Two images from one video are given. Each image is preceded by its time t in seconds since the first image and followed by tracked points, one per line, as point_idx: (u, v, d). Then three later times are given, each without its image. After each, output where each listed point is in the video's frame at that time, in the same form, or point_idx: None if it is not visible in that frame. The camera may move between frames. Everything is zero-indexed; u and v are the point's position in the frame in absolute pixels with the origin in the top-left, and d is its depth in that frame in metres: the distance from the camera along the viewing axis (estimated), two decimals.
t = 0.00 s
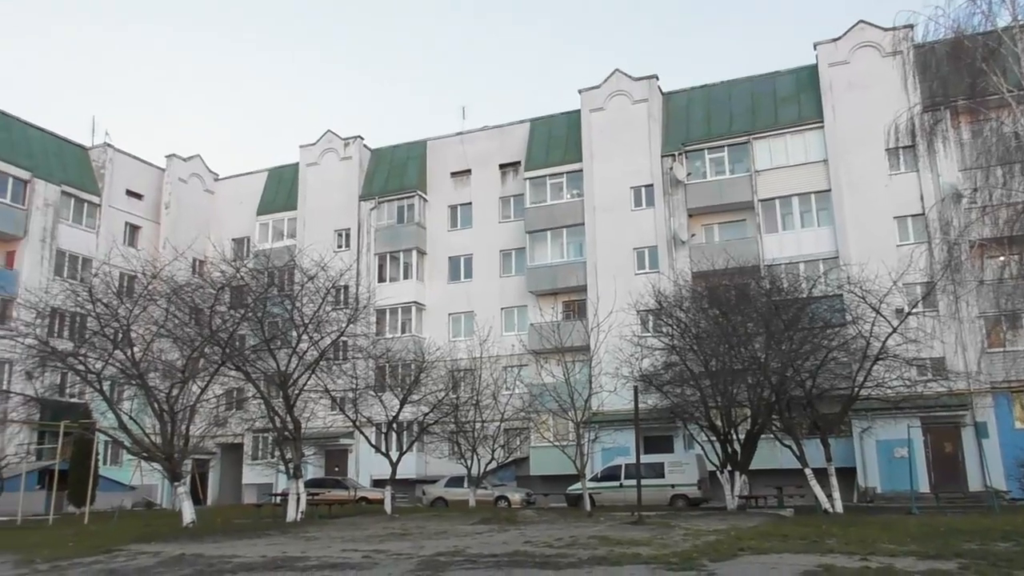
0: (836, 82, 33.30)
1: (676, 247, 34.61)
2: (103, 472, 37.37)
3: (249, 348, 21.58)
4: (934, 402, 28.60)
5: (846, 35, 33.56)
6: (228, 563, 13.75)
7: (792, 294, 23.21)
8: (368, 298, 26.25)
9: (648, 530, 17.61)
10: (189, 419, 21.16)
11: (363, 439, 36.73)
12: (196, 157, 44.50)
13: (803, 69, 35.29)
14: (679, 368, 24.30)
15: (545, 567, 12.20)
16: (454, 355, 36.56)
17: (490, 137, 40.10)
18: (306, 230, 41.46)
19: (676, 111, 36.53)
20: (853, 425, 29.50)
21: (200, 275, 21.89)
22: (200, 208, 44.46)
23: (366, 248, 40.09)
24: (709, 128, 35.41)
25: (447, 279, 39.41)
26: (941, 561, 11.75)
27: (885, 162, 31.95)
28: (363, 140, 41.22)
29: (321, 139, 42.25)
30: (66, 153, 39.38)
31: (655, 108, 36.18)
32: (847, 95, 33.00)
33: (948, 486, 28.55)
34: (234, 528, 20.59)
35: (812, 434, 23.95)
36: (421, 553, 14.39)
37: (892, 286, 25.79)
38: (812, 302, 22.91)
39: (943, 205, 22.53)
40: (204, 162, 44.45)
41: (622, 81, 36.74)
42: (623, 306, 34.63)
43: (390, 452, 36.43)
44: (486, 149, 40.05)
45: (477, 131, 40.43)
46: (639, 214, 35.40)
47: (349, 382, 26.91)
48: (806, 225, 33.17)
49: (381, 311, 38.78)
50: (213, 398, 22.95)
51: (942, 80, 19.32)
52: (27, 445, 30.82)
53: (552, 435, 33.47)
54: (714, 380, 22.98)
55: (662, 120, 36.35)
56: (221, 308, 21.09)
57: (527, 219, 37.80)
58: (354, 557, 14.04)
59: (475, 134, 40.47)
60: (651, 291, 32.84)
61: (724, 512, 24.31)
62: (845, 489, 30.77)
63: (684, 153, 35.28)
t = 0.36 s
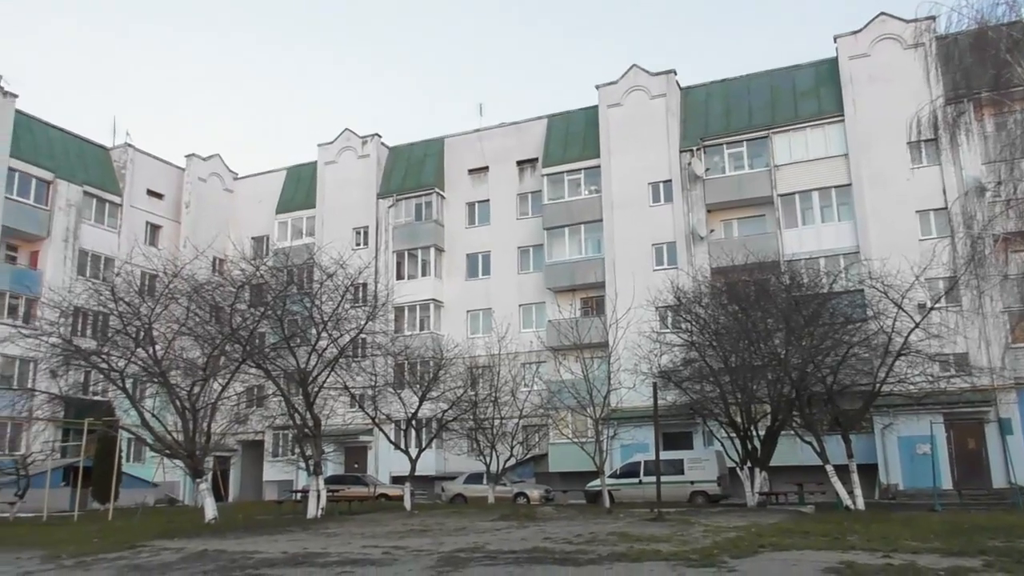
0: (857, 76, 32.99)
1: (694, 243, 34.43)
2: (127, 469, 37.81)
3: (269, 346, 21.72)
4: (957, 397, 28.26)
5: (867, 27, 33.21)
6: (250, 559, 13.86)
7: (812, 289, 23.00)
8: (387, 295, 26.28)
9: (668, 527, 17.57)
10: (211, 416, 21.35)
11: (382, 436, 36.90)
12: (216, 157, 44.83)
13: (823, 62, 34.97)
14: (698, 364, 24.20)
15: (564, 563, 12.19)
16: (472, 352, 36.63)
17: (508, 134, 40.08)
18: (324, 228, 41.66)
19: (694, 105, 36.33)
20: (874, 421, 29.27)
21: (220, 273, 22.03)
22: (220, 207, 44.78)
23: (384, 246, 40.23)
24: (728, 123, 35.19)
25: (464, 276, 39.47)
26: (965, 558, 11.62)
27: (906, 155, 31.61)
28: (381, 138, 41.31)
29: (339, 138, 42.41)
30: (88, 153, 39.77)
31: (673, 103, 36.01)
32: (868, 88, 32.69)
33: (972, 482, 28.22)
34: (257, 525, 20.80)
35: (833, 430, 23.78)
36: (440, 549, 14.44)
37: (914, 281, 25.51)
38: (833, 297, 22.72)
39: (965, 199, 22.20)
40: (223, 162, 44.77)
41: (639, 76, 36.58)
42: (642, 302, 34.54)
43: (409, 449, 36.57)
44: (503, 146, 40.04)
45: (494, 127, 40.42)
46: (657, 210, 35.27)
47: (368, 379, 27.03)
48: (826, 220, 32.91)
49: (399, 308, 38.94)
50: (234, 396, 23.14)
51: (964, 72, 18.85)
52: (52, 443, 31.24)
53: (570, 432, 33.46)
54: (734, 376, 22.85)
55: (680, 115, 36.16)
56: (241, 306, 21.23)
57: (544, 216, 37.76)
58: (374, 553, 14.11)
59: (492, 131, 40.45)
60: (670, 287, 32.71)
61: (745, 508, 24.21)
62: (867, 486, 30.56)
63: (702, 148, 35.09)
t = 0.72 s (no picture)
0: (878, 67, 32.63)
1: (714, 236, 34.25)
2: (149, 464, 38.21)
3: (289, 341, 21.83)
4: (981, 391, 27.94)
5: (888, 18, 32.83)
6: (272, 553, 13.98)
7: (833, 282, 22.78)
8: (406, 290, 26.32)
9: (688, 522, 17.51)
10: (232, 411, 21.51)
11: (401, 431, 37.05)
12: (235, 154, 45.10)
13: (843, 53, 34.61)
14: (718, 358, 24.07)
15: (584, 558, 12.18)
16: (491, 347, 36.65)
17: (526, 128, 40.00)
18: (343, 223, 41.80)
19: (712, 98, 36.09)
20: (897, 415, 29.09)
21: (240, 269, 22.15)
22: (240, 204, 45.06)
23: (403, 242, 40.32)
24: (747, 115, 34.95)
25: (483, 271, 39.50)
26: (989, 554, 11.50)
27: (929, 147, 31.25)
28: (398, 133, 41.38)
29: (357, 133, 42.53)
30: (109, 151, 40.11)
31: (692, 96, 35.79)
32: (889, 79, 32.31)
33: (997, 477, 27.93)
34: (279, 519, 20.97)
35: (855, 424, 23.60)
36: (460, 543, 14.48)
37: (937, 274, 25.22)
38: (854, 291, 22.51)
39: (990, 190, 21.85)
40: (243, 159, 45.04)
41: (657, 69, 36.37)
42: (661, 297, 34.42)
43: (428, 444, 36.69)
44: (521, 141, 39.97)
45: (512, 122, 40.37)
46: (676, 203, 35.10)
47: (387, 374, 27.12)
48: (847, 213, 32.62)
49: (418, 303, 39.04)
50: (255, 391, 23.32)
51: (990, 61, 18.36)
52: (77, 438, 31.62)
53: (589, 426, 33.44)
54: (754, 371, 22.69)
55: (698, 108, 35.94)
56: (261, 302, 21.36)
57: (562, 211, 37.69)
58: (395, 547, 14.16)
59: (510, 125, 40.40)
60: (689, 281, 32.56)
61: (765, 503, 24.10)
62: (889, 481, 30.33)
63: (721, 141, 34.88)
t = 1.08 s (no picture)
0: (896, 62, 32.39)
1: (729, 232, 34.13)
2: (166, 457, 38.57)
3: (305, 336, 21.95)
4: (1000, 388, 27.69)
5: (907, 13, 32.58)
6: (288, 546, 14.09)
7: (849, 278, 22.63)
8: (421, 285, 26.37)
9: (703, 517, 17.51)
10: (248, 405, 21.67)
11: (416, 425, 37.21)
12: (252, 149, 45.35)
13: (862, 48, 34.39)
14: (733, 354, 23.99)
15: (598, 552, 12.21)
16: (506, 342, 36.72)
17: (541, 123, 39.98)
18: (358, 219, 41.96)
19: (729, 93, 35.95)
20: (913, 411, 28.93)
21: (256, 264, 22.28)
22: (257, 199, 45.32)
23: (418, 237, 40.44)
24: (764, 111, 34.80)
25: (498, 266, 39.56)
26: (1006, 551, 11.44)
27: (947, 142, 31.00)
28: (414, 128, 41.48)
29: (373, 129, 42.67)
30: (127, 146, 40.43)
31: (708, 91, 35.66)
32: (908, 74, 32.08)
33: (1014, 473, 27.65)
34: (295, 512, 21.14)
35: (871, 421, 23.49)
36: (476, 537, 14.55)
37: (955, 269, 25.04)
38: (870, 286, 22.37)
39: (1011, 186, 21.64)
40: (259, 154, 45.29)
41: (674, 64, 36.25)
42: (676, 292, 34.34)
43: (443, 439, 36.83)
44: (537, 136, 39.96)
45: (527, 117, 40.36)
46: (691, 199, 35.00)
47: (402, 368, 27.22)
48: (864, 208, 32.42)
49: (433, 298, 39.18)
50: (271, 385, 23.48)
51: (1010, 57, 18.24)
52: (94, 431, 31.93)
53: (604, 422, 33.46)
54: (770, 366, 22.60)
55: (715, 103, 35.82)
56: (277, 297, 21.50)
57: (578, 206, 37.67)
58: (410, 541, 14.24)
59: (525, 121, 40.39)
60: (704, 277, 32.47)
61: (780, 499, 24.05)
62: (906, 478, 30.18)
63: (737, 137, 34.75)
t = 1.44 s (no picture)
0: (907, 60, 32.20)
1: (739, 230, 34.01)
2: (176, 454, 38.75)
3: (313, 334, 21.99)
4: (1011, 386, 27.49)
5: (917, 10, 32.38)
6: (297, 543, 14.12)
7: (859, 276, 22.50)
8: (430, 283, 26.36)
9: (713, 516, 17.45)
10: (257, 403, 21.74)
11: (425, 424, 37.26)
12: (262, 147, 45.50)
13: (872, 45, 34.21)
14: (742, 352, 23.90)
15: (607, 551, 12.18)
16: (515, 340, 36.73)
17: (550, 121, 39.94)
18: (367, 217, 42.02)
19: (739, 91, 35.81)
20: (923, 409, 28.81)
21: (265, 263, 22.31)
22: (266, 197, 45.48)
23: (427, 235, 40.47)
24: (773, 109, 34.67)
25: (506, 264, 39.57)
26: (1017, 550, 11.34)
27: (957, 140, 30.82)
28: (423, 126, 41.50)
29: (382, 127, 42.71)
30: (137, 145, 40.57)
31: (718, 89, 35.55)
32: (918, 72, 31.89)
33: None
34: (304, 510, 21.27)
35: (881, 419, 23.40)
36: (485, 536, 14.54)
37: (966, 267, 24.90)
38: (880, 284, 22.26)
39: None
40: (269, 152, 45.43)
41: (683, 62, 36.13)
42: (685, 291, 34.27)
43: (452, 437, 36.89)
44: (546, 134, 39.92)
45: (537, 116, 40.32)
46: (700, 197, 34.90)
47: (411, 366, 27.25)
48: (874, 206, 32.25)
49: (442, 296, 39.22)
50: (281, 383, 23.56)
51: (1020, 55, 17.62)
52: (104, 429, 32.07)
53: (613, 420, 33.43)
54: (779, 364, 22.51)
55: (724, 101, 35.70)
56: (286, 295, 21.54)
57: (586, 204, 37.64)
58: (419, 539, 14.25)
59: (535, 119, 40.35)
60: (713, 275, 32.38)
61: (790, 497, 23.99)
62: (916, 476, 30.05)
63: (747, 135, 34.62)
